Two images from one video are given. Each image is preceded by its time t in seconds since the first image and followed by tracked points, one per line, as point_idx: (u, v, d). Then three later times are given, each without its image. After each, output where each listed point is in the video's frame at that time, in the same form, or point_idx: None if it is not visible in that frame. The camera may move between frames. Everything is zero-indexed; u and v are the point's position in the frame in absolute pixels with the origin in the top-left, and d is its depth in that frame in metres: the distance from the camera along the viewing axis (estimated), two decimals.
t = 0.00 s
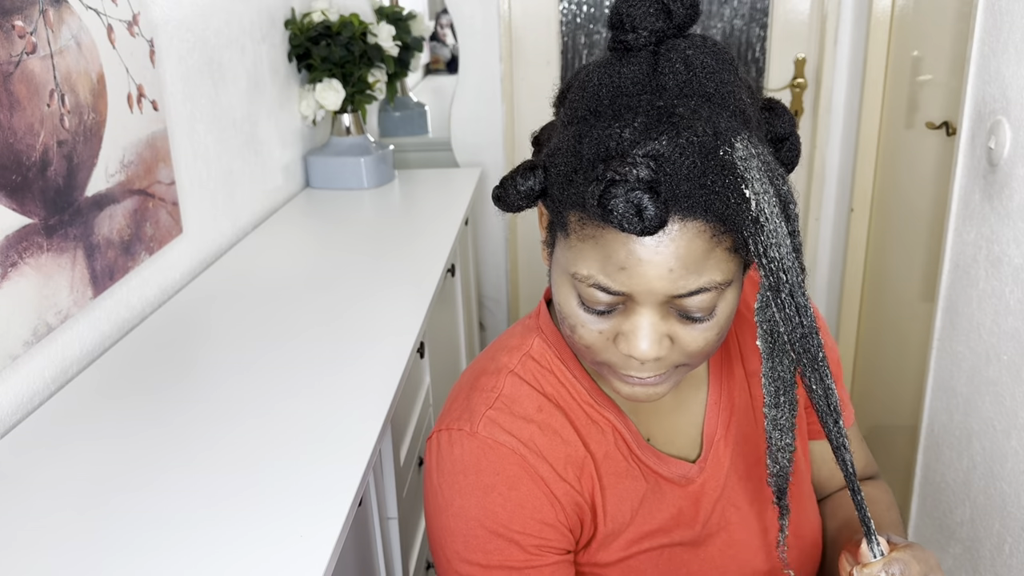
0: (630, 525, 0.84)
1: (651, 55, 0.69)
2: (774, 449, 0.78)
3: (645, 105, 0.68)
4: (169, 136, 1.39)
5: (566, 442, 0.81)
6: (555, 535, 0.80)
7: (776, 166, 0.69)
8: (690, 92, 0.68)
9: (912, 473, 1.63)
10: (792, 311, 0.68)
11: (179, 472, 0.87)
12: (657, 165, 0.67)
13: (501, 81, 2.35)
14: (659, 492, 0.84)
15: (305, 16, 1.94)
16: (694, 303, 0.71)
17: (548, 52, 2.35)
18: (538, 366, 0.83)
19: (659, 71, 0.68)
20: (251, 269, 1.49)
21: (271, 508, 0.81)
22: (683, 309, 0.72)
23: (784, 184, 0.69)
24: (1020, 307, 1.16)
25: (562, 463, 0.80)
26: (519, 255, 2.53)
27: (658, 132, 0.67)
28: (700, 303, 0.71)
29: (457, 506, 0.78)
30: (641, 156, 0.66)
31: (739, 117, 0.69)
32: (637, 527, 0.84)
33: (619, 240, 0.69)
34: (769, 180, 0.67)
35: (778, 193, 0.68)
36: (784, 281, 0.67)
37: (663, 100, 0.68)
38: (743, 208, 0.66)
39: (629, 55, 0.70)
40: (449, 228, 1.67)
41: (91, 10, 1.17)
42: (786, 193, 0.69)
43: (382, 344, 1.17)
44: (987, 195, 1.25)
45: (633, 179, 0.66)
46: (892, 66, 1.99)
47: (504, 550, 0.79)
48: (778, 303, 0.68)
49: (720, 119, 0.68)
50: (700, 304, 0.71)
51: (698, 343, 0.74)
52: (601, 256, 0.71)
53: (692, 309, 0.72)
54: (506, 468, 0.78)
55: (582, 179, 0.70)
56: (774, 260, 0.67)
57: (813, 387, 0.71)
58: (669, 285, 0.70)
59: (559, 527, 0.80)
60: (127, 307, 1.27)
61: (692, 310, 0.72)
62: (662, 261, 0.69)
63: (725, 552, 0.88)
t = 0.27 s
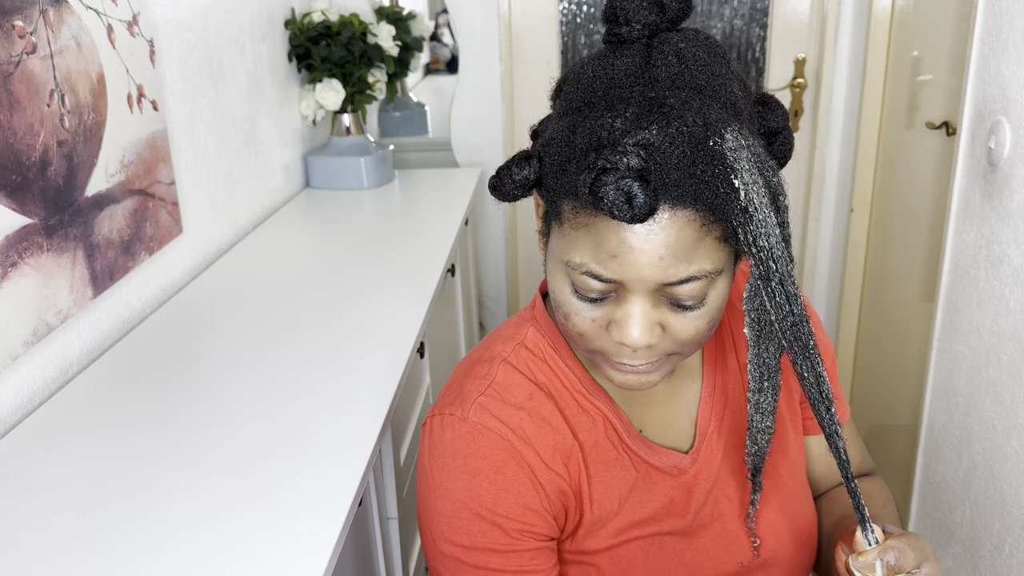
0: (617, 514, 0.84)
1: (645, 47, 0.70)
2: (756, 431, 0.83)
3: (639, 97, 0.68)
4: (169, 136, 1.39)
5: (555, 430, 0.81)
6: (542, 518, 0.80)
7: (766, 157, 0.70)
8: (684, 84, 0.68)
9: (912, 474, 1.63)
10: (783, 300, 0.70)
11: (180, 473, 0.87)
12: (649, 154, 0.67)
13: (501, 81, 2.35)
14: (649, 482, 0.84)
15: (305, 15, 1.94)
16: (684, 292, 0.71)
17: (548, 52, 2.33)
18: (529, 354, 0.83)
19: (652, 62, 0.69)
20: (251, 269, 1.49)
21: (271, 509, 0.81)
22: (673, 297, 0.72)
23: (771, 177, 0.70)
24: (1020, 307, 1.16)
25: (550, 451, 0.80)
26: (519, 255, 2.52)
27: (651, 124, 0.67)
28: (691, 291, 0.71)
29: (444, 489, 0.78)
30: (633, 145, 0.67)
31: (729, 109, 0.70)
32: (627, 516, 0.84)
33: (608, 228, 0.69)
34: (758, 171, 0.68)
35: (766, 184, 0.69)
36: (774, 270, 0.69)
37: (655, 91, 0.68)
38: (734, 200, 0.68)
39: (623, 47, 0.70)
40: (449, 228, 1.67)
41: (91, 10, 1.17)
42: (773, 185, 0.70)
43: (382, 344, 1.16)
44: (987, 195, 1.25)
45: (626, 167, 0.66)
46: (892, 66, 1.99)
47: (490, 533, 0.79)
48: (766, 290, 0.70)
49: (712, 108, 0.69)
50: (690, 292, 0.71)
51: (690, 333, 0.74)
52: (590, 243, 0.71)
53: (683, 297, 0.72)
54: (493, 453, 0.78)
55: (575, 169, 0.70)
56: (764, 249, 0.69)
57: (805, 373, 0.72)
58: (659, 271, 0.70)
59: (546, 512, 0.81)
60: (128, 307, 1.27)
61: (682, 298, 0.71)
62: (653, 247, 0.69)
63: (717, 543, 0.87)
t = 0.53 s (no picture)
0: (604, 495, 0.85)
1: (632, 36, 0.71)
2: (749, 420, 0.82)
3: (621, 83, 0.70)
4: (169, 136, 1.39)
5: (540, 405, 0.83)
6: (523, 491, 0.82)
7: (749, 144, 0.71)
8: (667, 73, 0.70)
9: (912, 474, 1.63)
10: (758, 281, 0.71)
11: (180, 473, 0.87)
12: (627, 137, 0.68)
13: (501, 81, 2.35)
14: (638, 466, 0.84)
15: (305, 15, 1.94)
16: (664, 273, 0.72)
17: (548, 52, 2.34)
18: (519, 335, 0.85)
19: (638, 51, 0.71)
20: (251, 269, 1.49)
21: (271, 509, 0.81)
22: (654, 279, 0.72)
23: (754, 163, 0.70)
24: (1020, 307, 1.16)
25: (533, 425, 0.82)
26: (519, 255, 2.52)
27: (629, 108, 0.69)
28: (672, 272, 0.72)
29: (430, 457, 0.80)
30: (613, 129, 0.68)
31: (713, 96, 0.71)
32: (615, 497, 0.85)
33: (588, 208, 0.71)
34: (738, 156, 0.69)
35: (747, 170, 0.69)
36: (750, 252, 0.69)
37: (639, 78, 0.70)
38: (711, 183, 0.68)
39: (611, 36, 0.72)
40: (449, 228, 1.67)
41: (91, 10, 1.17)
42: (756, 172, 0.70)
43: (382, 345, 1.16)
44: (987, 195, 1.25)
45: (602, 149, 0.67)
46: (892, 66, 1.99)
47: (472, 501, 0.80)
48: (744, 272, 0.71)
49: (695, 96, 0.70)
50: (671, 273, 0.72)
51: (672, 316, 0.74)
52: (572, 222, 0.72)
53: (664, 279, 0.72)
54: (477, 423, 0.80)
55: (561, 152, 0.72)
56: (740, 233, 0.69)
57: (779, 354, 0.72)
58: (636, 250, 0.71)
59: (528, 485, 0.82)
60: (128, 307, 1.27)
61: (663, 279, 0.72)
62: (630, 226, 0.70)
63: (707, 530, 0.88)
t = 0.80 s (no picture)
0: (596, 479, 0.87)
1: (625, 38, 0.74)
2: (729, 403, 0.86)
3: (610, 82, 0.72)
4: (169, 136, 1.39)
5: (533, 391, 0.85)
6: (515, 472, 0.84)
7: (736, 144, 0.72)
8: (656, 72, 0.72)
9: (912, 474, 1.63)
10: (744, 277, 0.71)
11: (180, 473, 0.87)
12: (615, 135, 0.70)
13: (501, 81, 2.35)
14: (631, 451, 0.86)
15: (305, 16, 1.94)
16: (651, 267, 0.74)
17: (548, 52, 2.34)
18: (516, 324, 0.88)
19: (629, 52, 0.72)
20: (251, 269, 1.49)
21: (270, 509, 0.81)
22: (641, 273, 0.74)
23: (740, 162, 0.72)
24: (1020, 307, 1.16)
25: (526, 409, 0.84)
26: (519, 255, 2.52)
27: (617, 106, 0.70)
28: (659, 266, 0.74)
29: (425, 435, 0.83)
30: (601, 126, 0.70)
31: (701, 96, 0.72)
32: (604, 481, 0.87)
33: (578, 205, 0.73)
34: (723, 155, 0.70)
35: (733, 169, 0.71)
36: (736, 249, 0.71)
37: (628, 79, 0.72)
38: (698, 181, 0.70)
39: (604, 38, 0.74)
40: (449, 228, 1.67)
41: (91, 11, 1.17)
42: (742, 171, 0.72)
43: (383, 345, 1.16)
44: (987, 195, 1.25)
45: (591, 145, 0.69)
46: (892, 66, 1.99)
47: (464, 480, 0.83)
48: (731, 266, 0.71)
49: (683, 95, 0.71)
50: (658, 266, 0.74)
51: (659, 309, 0.76)
52: (563, 218, 0.74)
53: (650, 273, 0.74)
54: (471, 406, 0.82)
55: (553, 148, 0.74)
56: (726, 230, 0.71)
57: (767, 350, 0.72)
58: (626, 246, 0.72)
59: (520, 466, 0.84)
60: (127, 307, 1.27)
61: (650, 273, 0.74)
62: (620, 223, 0.72)
63: (698, 516, 0.89)
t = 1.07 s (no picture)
0: (569, 457, 0.88)
1: (614, 48, 0.73)
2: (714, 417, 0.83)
3: (585, 91, 0.72)
4: (169, 136, 1.39)
5: (515, 366, 0.87)
6: (482, 441, 0.87)
7: (706, 164, 0.72)
8: (635, 86, 0.72)
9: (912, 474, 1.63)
10: (698, 299, 0.72)
11: (181, 473, 0.87)
12: (575, 144, 0.71)
13: (501, 81, 2.35)
14: (612, 434, 0.87)
15: (305, 16, 1.94)
16: (609, 272, 0.74)
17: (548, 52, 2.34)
18: (510, 302, 0.90)
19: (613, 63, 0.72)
20: (251, 269, 1.49)
21: (270, 509, 0.81)
22: (599, 277, 0.75)
23: (706, 185, 0.72)
24: (1020, 307, 1.16)
25: (501, 383, 0.87)
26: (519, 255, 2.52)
27: (582, 115, 0.71)
28: (617, 271, 0.74)
29: (410, 395, 0.87)
30: (563, 134, 0.71)
31: (677, 114, 0.72)
32: (580, 459, 0.88)
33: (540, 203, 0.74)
34: (684, 176, 0.70)
35: (695, 191, 0.71)
36: (690, 270, 0.72)
37: (603, 90, 0.72)
38: (650, 201, 0.70)
39: (596, 45, 0.74)
40: (449, 228, 1.67)
41: (91, 11, 1.17)
42: (706, 195, 0.72)
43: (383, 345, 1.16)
44: (987, 195, 1.25)
45: (547, 153, 0.71)
46: (892, 66, 1.99)
47: (432, 440, 0.86)
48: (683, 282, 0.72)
49: (657, 112, 0.70)
50: (615, 272, 0.74)
51: (619, 312, 0.77)
52: (530, 212, 0.75)
53: (608, 277, 0.74)
54: (447, 371, 0.86)
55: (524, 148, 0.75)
56: (681, 251, 0.71)
57: (721, 373, 0.74)
58: (584, 246, 0.73)
59: (488, 435, 0.87)
60: (128, 307, 1.27)
61: (607, 278, 0.75)
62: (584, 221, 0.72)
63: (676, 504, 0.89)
